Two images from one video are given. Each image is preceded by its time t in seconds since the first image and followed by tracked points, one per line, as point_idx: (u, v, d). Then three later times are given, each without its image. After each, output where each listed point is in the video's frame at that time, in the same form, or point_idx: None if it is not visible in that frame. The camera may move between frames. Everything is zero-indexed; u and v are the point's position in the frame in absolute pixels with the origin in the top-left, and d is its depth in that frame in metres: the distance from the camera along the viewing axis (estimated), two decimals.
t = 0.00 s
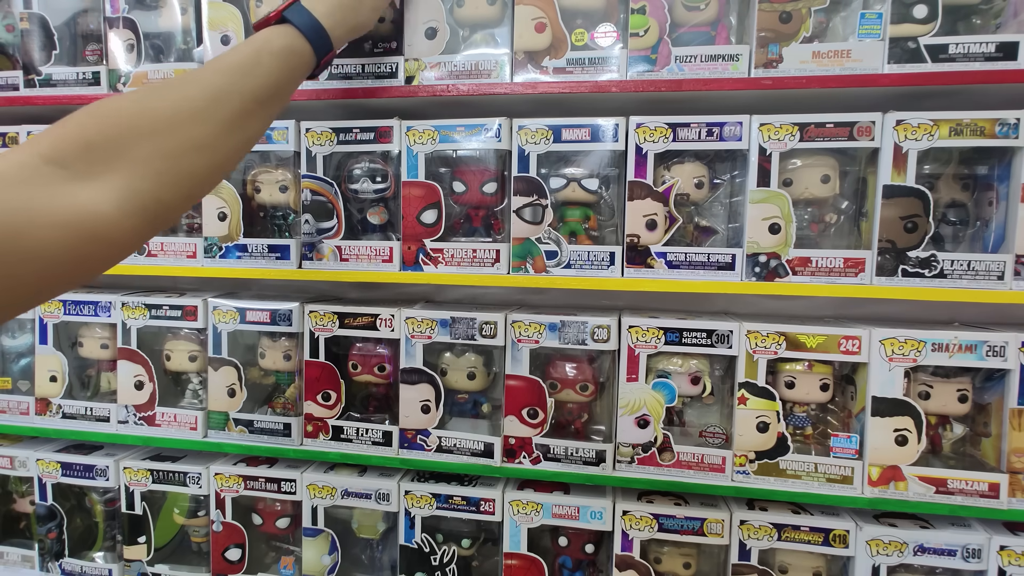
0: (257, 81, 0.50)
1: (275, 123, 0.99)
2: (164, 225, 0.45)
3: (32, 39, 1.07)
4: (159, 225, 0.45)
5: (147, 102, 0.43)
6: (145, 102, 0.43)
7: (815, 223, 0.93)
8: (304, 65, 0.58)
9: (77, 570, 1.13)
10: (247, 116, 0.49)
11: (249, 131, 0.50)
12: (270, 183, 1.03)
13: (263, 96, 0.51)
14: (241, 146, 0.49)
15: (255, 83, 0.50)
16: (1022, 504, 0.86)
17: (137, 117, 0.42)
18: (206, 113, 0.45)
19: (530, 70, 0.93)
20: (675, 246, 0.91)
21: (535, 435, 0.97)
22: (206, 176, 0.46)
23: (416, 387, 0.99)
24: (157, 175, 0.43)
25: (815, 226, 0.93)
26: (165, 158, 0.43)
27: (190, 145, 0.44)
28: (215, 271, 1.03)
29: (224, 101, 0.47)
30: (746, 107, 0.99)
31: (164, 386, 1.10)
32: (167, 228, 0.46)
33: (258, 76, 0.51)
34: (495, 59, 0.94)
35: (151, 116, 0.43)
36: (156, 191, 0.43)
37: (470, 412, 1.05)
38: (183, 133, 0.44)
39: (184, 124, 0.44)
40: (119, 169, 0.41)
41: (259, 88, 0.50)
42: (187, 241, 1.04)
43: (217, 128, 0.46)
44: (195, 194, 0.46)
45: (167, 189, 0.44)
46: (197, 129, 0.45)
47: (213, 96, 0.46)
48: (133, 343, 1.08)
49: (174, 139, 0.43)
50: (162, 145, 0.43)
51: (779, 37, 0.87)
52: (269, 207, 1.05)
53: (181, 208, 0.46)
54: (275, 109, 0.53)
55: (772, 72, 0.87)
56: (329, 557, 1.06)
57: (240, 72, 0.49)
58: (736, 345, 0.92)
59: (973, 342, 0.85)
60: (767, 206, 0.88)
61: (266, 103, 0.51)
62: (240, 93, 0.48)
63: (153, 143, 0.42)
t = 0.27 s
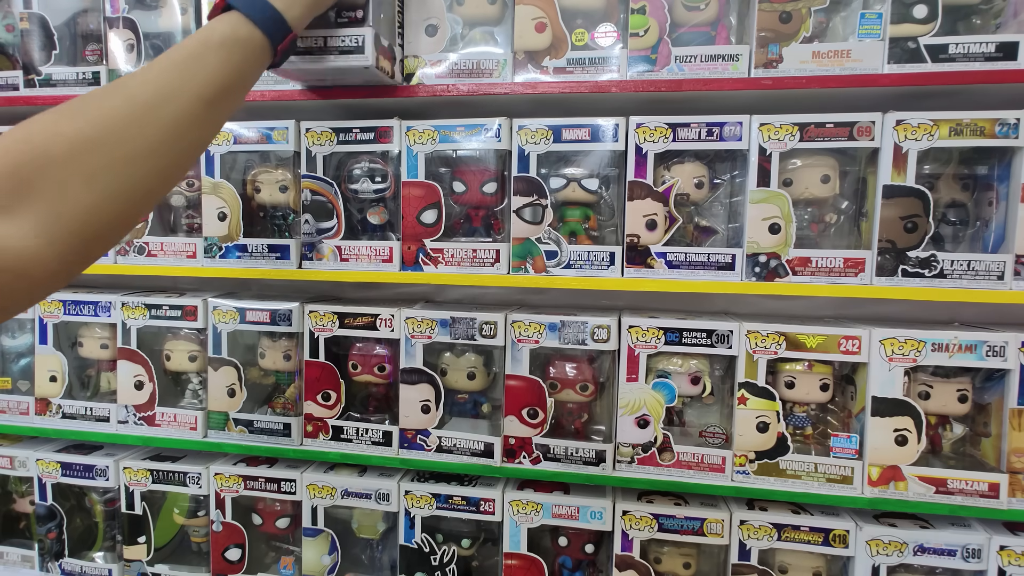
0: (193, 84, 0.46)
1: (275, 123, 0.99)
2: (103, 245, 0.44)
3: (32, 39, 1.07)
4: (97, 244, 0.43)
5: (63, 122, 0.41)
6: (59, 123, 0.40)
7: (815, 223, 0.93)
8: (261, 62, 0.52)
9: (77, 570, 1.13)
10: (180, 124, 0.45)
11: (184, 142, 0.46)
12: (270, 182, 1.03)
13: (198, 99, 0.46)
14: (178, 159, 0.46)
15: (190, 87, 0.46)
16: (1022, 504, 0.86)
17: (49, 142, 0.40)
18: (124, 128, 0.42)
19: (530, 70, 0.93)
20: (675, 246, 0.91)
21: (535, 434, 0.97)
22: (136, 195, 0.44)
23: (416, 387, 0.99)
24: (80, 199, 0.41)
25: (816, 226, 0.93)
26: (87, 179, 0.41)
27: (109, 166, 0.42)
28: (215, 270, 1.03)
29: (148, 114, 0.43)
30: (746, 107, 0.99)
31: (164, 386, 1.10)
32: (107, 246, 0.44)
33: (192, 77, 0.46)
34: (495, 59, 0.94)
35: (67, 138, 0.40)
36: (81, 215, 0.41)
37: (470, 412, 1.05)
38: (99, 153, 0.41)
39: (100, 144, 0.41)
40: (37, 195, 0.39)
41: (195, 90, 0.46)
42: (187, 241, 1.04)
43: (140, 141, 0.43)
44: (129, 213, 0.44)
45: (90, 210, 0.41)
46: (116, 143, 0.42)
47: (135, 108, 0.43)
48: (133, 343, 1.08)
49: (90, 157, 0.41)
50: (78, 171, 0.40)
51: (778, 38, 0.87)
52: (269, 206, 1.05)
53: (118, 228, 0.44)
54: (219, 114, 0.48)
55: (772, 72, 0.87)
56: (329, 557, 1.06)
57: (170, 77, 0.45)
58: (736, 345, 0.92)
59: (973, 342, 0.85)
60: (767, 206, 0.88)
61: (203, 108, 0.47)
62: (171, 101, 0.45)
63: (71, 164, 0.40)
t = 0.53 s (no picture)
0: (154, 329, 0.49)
1: (275, 123, 0.99)
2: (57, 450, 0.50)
3: (32, 39, 1.07)
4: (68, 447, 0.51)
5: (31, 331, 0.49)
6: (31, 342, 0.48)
7: (815, 223, 0.94)
8: (374, 214, 0.46)
9: (77, 570, 1.13)
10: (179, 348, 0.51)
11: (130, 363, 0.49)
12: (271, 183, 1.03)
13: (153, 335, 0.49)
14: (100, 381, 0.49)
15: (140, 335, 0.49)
16: (1022, 504, 0.86)
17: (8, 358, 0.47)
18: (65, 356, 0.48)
19: (530, 71, 0.93)
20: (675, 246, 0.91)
21: (535, 434, 0.97)
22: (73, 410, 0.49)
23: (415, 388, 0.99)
24: None
25: (815, 226, 0.93)
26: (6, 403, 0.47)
27: (117, 344, 0.49)
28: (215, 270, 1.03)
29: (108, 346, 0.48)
30: (746, 107, 0.99)
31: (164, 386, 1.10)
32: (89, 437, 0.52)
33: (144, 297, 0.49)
34: (495, 59, 0.94)
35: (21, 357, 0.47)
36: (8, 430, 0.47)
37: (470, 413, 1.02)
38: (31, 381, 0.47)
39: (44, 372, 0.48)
40: None
41: (159, 336, 0.49)
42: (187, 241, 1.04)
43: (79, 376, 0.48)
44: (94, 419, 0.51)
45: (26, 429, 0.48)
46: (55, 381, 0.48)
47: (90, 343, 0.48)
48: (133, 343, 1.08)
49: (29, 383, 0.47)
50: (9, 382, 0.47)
51: (778, 38, 0.87)
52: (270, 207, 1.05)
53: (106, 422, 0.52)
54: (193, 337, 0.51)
55: (772, 71, 0.87)
56: (329, 557, 1.07)
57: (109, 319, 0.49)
58: (736, 345, 0.92)
59: (973, 342, 0.85)
60: (767, 206, 0.88)
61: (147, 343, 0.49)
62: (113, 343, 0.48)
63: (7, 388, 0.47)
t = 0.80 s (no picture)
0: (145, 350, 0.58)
1: (275, 123, 0.99)
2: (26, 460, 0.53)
3: (32, 39, 1.07)
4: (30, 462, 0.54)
5: (29, 343, 0.53)
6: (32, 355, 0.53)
7: (815, 223, 0.94)
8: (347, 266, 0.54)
9: (77, 570, 1.13)
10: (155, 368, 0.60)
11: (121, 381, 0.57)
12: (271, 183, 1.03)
13: (143, 358, 0.59)
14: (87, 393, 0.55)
15: (137, 356, 0.58)
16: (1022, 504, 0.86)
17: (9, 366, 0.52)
18: (63, 368, 0.54)
19: (530, 71, 0.93)
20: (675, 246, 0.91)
21: (535, 434, 0.97)
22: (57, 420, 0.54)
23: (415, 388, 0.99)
24: None
25: (815, 226, 0.93)
26: None
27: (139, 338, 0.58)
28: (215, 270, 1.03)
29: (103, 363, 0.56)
30: (746, 106, 0.99)
31: (165, 386, 1.10)
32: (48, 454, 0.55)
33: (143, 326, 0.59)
34: (495, 59, 0.94)
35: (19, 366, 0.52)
36: None
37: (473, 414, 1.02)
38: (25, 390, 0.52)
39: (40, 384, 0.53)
40: None
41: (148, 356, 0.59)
42: (187, 241, 1.04)
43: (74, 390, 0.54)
44: (67, 433, 0.55)
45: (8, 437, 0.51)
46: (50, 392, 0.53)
47: (86, 360, 0.55)
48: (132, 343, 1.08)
49: (22, 391, 0.52)
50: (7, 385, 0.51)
51: (779, 38, 0.87)
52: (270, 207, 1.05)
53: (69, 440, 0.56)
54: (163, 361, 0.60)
55: (772, 71, 0.87)
56: (329, 557, 1.07)
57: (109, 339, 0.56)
58: (736, 345, 0.92)
59: (973, 342, 0.85)
60: (767, 206, 0.88)
61: (137, 366, 0.58)
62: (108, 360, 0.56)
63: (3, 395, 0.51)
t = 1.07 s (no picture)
0: (156, 358, 0.60)
1: (275, 124, 1.00)
2: (54, 462, 0.56)
3: (33, 39, 1.07)
4: (57, 465, 0.57)
5: (55, 352, 0.56)
6: (50, 363, 0.55)
7: (814, 223, 0.94)
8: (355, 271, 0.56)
9: (77, 570, 1.13)
10: (169, 378, 0.61)
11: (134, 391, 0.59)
12: (271, 183, 1.04)
13: (154, 368, 0.60)
14: (101, 401, 0.57)
15: (147, 365, 0.59)
16: (1020, 503, 0.86)
17: (30, 374, 0.55)
18: (78, 376, 0.56)
19: (530, 71, 0.94)
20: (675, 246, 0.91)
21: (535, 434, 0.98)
22: (77, 425, 0.56)
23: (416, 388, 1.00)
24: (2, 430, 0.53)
25: (814, 226, 0.93)
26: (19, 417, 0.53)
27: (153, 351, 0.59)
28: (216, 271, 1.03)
29: (116, 372, 0.57)
30: (745, 107, 0.99)
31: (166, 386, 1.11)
32: (71, 459, 0.58)
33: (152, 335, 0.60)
34: (496, 60, 0.94)
35: (40, 374, 0.55)
36: (13, 440, 0.53)
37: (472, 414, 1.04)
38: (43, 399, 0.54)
39: (58, 392, 0.55)
40: None
41: (159, 365, 0.60)
42: (188, 242, 1.04)
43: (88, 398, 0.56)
44: (88, 439, 0.58)
45: (30, 443, 0.54)
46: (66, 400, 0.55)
47: (98, 369, 0.57)
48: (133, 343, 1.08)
49: (49, 402, 0.55)
50: (29, 393, 0.54)
51: (778, 38, 0.88)
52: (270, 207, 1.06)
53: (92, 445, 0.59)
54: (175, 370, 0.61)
55: (771, 72, 0.87)
56: (329, 557, 1.07)
57: (120, 349, 0.58)
58: (736, 345, 0.92)
59: (972, 342, 0.85)
60: (766, 206, 0.88)
61: (148, 375, 0.59)
62: (120, 370, 0.57)
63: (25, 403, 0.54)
